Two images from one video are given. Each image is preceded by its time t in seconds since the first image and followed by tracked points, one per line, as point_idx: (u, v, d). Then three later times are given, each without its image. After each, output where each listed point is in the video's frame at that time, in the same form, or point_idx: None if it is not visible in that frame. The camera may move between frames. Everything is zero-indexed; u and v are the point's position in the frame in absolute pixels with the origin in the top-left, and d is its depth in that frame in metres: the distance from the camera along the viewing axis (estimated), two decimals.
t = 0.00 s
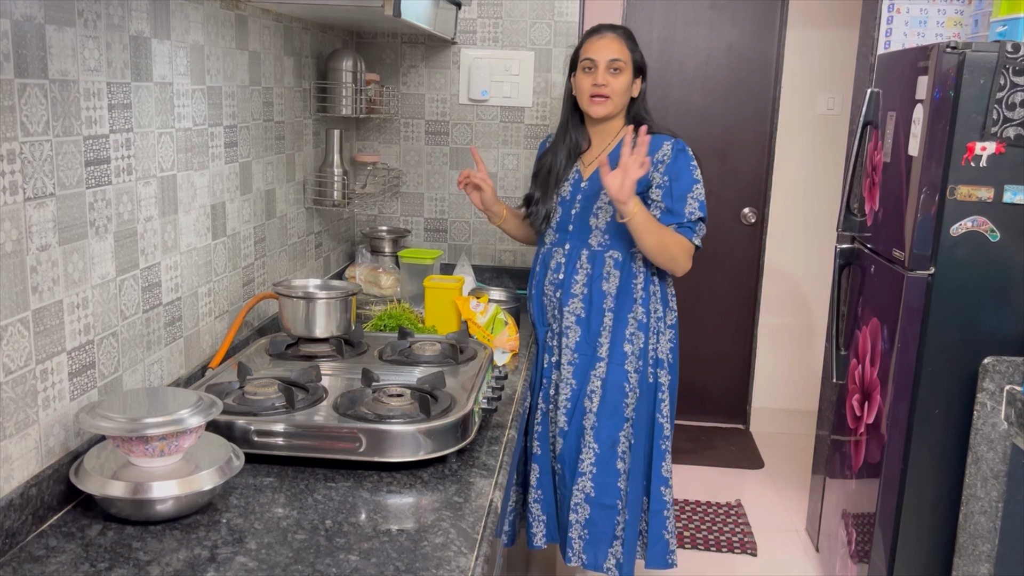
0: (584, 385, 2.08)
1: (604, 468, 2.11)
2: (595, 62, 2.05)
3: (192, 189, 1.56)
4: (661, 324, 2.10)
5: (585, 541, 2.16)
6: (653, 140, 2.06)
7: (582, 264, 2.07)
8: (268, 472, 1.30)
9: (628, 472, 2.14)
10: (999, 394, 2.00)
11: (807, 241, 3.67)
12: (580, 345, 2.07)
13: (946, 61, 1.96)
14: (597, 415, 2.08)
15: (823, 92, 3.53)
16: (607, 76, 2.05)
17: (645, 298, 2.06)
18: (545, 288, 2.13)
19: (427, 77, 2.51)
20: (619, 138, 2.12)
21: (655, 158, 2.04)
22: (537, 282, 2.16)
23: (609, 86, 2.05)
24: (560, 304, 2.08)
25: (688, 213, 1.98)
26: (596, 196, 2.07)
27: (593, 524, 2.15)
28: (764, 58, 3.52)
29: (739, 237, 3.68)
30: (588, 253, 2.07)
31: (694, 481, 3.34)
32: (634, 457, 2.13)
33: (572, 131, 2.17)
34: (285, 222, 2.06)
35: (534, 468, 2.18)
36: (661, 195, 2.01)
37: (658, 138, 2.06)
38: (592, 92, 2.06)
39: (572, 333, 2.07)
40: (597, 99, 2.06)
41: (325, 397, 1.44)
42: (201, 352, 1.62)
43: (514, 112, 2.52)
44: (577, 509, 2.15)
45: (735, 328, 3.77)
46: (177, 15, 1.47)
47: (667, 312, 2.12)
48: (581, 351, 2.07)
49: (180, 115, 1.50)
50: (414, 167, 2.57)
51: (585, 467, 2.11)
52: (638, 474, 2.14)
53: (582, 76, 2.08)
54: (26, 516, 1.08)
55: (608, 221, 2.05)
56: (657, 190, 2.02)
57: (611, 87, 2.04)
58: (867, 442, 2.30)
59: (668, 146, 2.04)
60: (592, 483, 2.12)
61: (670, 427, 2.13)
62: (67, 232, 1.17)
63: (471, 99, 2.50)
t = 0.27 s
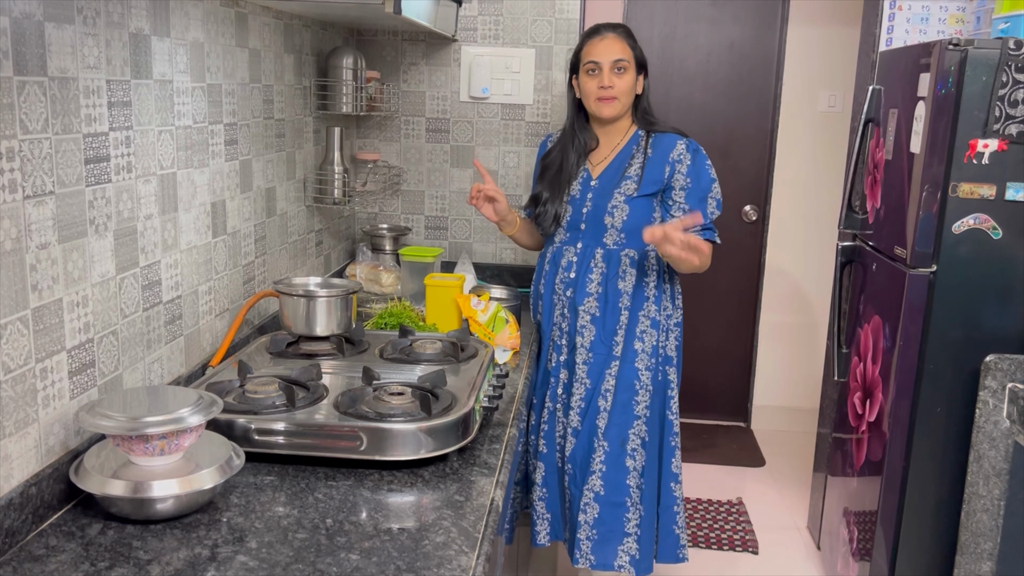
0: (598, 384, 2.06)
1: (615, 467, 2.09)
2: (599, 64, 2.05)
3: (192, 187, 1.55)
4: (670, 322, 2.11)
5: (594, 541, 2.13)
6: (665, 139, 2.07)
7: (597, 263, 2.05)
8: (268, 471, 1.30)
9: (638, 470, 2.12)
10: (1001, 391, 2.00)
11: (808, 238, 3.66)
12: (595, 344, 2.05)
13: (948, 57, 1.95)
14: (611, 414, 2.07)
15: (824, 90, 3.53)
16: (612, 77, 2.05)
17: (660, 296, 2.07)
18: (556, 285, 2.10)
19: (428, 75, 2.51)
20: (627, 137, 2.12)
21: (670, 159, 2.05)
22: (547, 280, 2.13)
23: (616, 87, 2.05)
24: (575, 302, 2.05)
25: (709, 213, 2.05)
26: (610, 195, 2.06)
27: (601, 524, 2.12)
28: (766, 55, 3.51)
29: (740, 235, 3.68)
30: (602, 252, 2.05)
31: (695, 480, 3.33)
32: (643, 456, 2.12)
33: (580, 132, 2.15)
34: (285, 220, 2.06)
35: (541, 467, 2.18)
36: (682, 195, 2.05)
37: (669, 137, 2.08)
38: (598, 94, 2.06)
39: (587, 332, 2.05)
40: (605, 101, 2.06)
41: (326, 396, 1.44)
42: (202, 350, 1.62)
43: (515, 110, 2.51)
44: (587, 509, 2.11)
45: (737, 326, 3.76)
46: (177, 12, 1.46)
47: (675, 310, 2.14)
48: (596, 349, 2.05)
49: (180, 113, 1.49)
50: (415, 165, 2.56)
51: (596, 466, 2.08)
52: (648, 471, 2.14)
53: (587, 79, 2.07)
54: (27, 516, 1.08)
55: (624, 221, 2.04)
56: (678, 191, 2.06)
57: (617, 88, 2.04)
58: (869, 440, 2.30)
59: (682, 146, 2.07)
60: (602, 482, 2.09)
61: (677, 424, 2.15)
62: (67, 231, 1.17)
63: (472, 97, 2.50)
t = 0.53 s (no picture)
0: (603, 385, 2.06)
1: (615, 467, 2.09)
2: (606, 70, 2.03)
3: (192, 186, 1.55)
4: (674, 323, 2.12)
5: (593, 542, 2.12)
6: (675, 143, 2.06)
7: (605, 265, 2.04)
8: (269, 471, 1.30)
9: (639, 471, 2.11)
10: (1003, 390, 1.99)
11: (809, 236, 3.66)
12: (601, 346, 2.05)
13: (950, 55, 1.94)
14: (614, 414, 2.07)
15: (825, 87, 3.52)
16: (619, 83, 2.03)
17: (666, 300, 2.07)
18: (561, 285, 2.10)
19: (428, 73, 2.50)
20: (636, 140, 2.11)
21: (681, 162, 2.04)
22: (552, 279, 2.12)
23: (623, 93, 2.03)
24: (580, 303, 2.05)
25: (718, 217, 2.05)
26: (619, 197, 2.05)
27: (600, 524, 2.11)
28: (767, 53, 3.50)
29: (741, 233, 3.67)
30: (611, 254, 2.05)
31: (696, 478, 3.33)
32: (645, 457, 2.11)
33: (586, 132, 2.12)
34: (286, 219, 2.05)
35: (545, 466, 2.18)
36: (692, 200, 2.04)
37: (679, 140, 2.06)
38: (606, 100, 2.04)
39: (592, 334, 2.05)
40: (613, 107, 2.04)
41: (327, 395, 1.43)
42: (202, 349, 1.62)
43: (515, 108, 2.51)
44: (587, 510, 2.10)
45: (738, 324, 3.76)
46: (177, 11, 1.46)
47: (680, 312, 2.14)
48: (601, 350, 2.05)
49: (180, 111, 1.49)
50: (415, 163, 2.56)
51: (596, 465, 2.08)
52: (649, 472, 2.14)
53: (594, 85, 2.06)
54: (27, 516, 1.08)
55: (634, 223, 2.04)
56: (687, 195, 2.05)
57: (625, 94, 2.03)
58: (870, 438, 2.29)
59: (692, 150, 2.06)
60: (602, 482, 2.09)
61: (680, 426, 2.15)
62: (67, 230, 1.17)
63: (473, 95, 2.49)
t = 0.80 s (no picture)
0: (604, 386, 2.06)
1: (615, 468, 2.08)
2: (596, 76, 2.01)
3: (193, 185, 1.55)
4: (676, 325, 2.11)
5: (592, 542, 2.11)
6: (679, 144, 2.05)
7: (606, 266, 2.04)
8: (270, 471, 1.30)
9: (639, 472, 2.10)
10: (1006, 388, 1.99)
11: (810, 234, 3.65)
12: (602, 347, 2.05)
13: (952, 53, 1.94)
14: (614, 415, 2.06)
15: (827, 86, 3.52)
16: (607, 90, 2.01)
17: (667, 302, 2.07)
18: (562, 285, 2.10)
19: (429, 71, 2.50)
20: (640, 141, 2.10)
21: (684, 164, 2.03)
22: (553, 278, 2.12)
23: (611, 100, 2.01)
24: (582, 304, 2.05)
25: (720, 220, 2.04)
26: (622, 198, 2.04)
27: (600, 525, 2.11)
28: (768, 51, 3.50)
29: (742, 232, 3.67)
30: (611, 255, 2.05)
31: (697, 477, 3.33)
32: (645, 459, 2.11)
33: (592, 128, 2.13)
34: (286, 218, 2.05)
35: (544, 465, 2.18)
36: (694, 202, 2.03)
37: (683, 142, 2.05)
38: (597, 106, 2.03)
39: (594, 335, 2.05)
40: (602, 113, 2.03)
41: (328, 395, 1.43)
42: (203, 349, 1.61)
43: (516, 107, 2.50)
44: (586, 510, 2.10)
45: (739, 322, 3.75)
46: (177, 10, 1.46)
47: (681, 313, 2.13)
48: (603, 351, 2.05)
49: (181, 110, 1.49)
50: (416, 162, 2.56)
51: (596, 466, 2.07)
52: (649, 474, 2.13)
53: (589, 90, 2.05)
54: (27, 516, 1.08)
55: (636, 225, 2.03)
56: (689, 197, 2.04)
57: (615, 99, 2.01)
58: (872, 437, 2.29)
59: (696, 152, 2.05)
60: (603, 483, 2.08)
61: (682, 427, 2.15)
62: (67, 230, 1.16)
63: (474, 94, 2.49)
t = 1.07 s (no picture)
0: (605, 388, 2.05)
1: (617, 470, 2.08)
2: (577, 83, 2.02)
3: (194, 186, 1.54)
4: (678, 325, 2.11)
5: (594, 544, 2.11)
6: (679, 145, 2.03)
7: (607, 267, 2.03)
8: (272, 472, 1.29)
9: (640, 474, 2.10)
10: (1008, 388, 1.98)
11: (812, 234, 3.65)
12: (604, 349, 2.04)
13: (954, 52, 1.94)
14: (616, 417, 2.06)
15: (828, 85, 3.51)
16: (587, 96, 2.00)
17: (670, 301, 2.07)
18: (563, 287, 2.09)
19: (429, 71, 2.50)
20: (638, 141, 2.08)
21: (684, 164, 2.02)
22: (554, 280, 2.11)
23: (591, 106, 2.01)
24: (583, 306, 2.04)
25: (722, 219, 2.03)
26: (622, 199, 2.03)
27: (601, 527, 2.11)
28: (769, 50, 3.49)
29: (744, 231, 3.66)
30: (612, 256, 2.04)
31: (699, 477, 3.32)
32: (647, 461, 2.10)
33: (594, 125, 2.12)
34: (287, 218, 2.05)
35: (545, 467, 2.18)
36: (694, 202, 2.02)
37: (683, 142, 2.04)
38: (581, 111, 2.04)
39: (595, 337, 2.04)
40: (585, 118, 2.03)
41: (330, 395, 1.43)
42: (204, 349, 1.61)
43: (517, 106, 2.50)
44: (588, 513, 2.09)
45: (740, 322, 3.75)
46: (177, 10, 1.45)
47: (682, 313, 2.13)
48: (604, 353, 2.04)
49: (181, 110, 1.48)
50: (417, 162, 2.55)
51: (598, 468, 2.07)
52: (651, 475, 2.13)
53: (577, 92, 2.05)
54: (28, 517, 1.07)
55: (636, 226, 2.02)
56: (690, 197, 2.03)
57: (595, 107, 1.99)
58: (874, 437, 2.28)
59: (696, 151, 2.03)
60: (604, 485, 2.08)
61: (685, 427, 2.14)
62: (67, 230, 1.16)
63: (475, 93, 2.48)
